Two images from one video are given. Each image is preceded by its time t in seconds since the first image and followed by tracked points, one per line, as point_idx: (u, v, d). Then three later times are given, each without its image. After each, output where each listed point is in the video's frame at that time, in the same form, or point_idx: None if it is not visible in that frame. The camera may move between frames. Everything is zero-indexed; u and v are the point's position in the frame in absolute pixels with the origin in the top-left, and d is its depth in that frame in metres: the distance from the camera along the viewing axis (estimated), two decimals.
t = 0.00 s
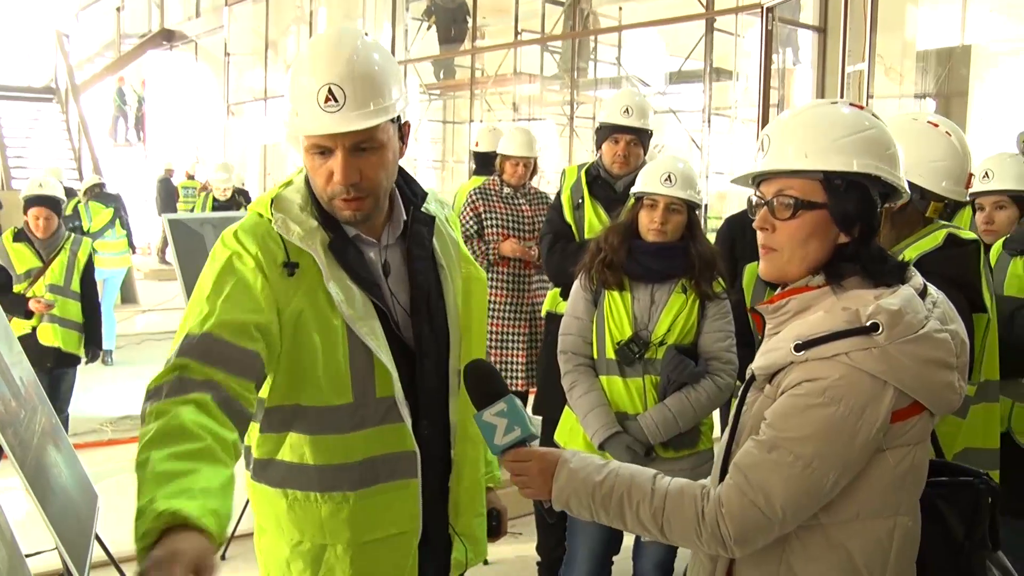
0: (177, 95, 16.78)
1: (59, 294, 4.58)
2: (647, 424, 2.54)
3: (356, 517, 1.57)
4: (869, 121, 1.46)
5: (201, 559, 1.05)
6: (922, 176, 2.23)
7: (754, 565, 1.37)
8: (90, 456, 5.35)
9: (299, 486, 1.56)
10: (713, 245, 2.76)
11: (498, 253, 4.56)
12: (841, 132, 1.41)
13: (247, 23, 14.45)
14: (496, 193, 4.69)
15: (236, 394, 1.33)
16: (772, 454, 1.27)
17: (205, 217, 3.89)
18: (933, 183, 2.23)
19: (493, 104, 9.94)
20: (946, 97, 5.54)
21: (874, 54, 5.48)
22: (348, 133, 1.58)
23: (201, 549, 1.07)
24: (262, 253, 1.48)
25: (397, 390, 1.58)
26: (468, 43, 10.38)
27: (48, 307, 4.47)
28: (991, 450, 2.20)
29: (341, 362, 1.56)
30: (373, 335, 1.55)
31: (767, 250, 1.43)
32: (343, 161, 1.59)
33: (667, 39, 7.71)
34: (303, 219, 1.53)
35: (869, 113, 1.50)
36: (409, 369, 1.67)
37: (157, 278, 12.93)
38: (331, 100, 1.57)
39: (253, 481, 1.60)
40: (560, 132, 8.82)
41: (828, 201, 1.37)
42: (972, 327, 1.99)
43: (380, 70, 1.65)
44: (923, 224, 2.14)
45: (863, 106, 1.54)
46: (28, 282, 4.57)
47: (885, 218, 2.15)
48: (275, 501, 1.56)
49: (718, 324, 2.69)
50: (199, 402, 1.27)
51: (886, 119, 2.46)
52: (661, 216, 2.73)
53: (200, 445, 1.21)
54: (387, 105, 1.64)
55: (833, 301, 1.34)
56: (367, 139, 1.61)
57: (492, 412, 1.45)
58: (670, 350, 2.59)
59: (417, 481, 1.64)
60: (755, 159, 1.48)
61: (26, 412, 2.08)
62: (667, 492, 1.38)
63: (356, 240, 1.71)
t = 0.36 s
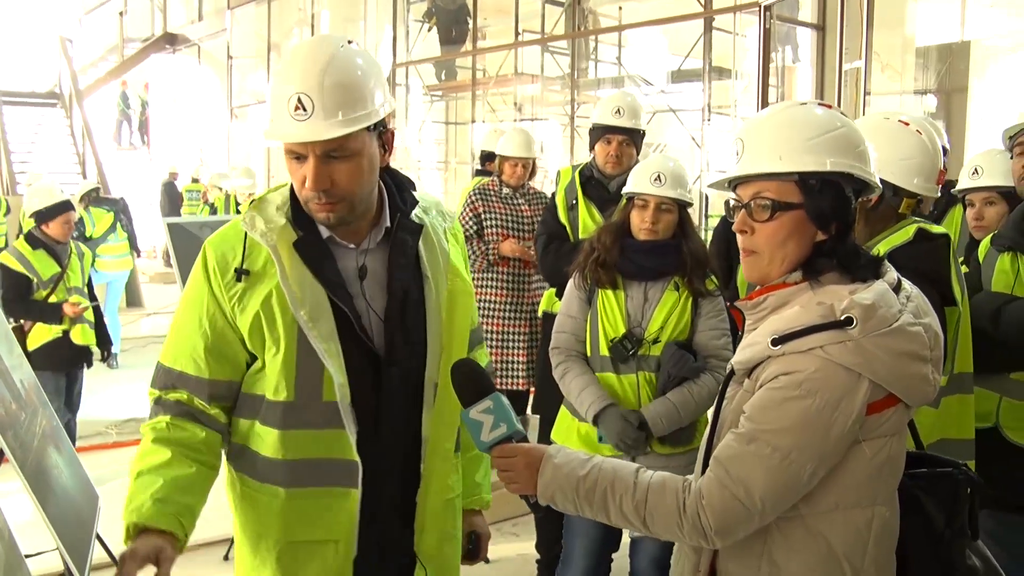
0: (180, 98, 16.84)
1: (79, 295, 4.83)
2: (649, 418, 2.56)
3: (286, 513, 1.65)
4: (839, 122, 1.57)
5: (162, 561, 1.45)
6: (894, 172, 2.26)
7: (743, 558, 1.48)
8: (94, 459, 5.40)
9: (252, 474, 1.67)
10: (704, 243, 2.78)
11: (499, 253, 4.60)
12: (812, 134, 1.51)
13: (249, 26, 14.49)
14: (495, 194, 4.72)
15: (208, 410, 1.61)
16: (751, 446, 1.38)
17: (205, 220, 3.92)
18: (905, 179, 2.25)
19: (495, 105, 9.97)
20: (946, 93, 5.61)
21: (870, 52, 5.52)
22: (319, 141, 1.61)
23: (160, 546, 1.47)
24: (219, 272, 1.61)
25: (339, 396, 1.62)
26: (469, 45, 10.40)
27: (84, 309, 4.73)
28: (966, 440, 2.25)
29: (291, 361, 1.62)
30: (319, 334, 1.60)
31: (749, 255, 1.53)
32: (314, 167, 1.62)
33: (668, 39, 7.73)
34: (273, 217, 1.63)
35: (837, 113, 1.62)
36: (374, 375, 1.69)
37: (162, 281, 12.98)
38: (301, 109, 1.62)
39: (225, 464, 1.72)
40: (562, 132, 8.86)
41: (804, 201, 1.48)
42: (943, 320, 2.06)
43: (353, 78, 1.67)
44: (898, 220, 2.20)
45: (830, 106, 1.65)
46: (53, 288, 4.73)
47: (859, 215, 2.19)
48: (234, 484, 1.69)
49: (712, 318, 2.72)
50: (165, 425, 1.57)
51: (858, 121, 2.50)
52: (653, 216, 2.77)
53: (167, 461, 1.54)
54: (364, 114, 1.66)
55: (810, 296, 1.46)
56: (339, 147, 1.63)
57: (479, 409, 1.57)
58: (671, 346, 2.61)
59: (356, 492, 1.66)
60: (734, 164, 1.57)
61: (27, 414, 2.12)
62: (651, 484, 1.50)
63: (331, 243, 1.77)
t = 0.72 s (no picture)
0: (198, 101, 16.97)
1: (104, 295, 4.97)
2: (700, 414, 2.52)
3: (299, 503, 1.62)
4: (842, 121, 1.63)
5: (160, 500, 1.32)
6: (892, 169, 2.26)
7: (748, 552, 1.52)
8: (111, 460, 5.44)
9: (260, 467, 1.66)
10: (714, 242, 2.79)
11: (513, 254, 4.61)
12: (815, 133, 1.58)
13: (266, 30, 14.58)
14: (510, 194, 4.74)
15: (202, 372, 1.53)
16: (755, 442, 1.42)
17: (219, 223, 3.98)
18: (903, 176, 2.26)
19: (511, 106, 9.99)
20: (964, 93, 5.67)
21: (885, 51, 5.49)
22: (331, 139, 1.63)
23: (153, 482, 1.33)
24: (239, 242, 1.62)
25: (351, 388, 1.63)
26: (484, 46, 10.42)
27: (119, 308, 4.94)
28: (973, 435, 2.26)
29: (305, 341, 1.63)
30: (331, 327, 1.60)
31: (754, 251, 1.59)
32: (326, 164, 1.65)
33: (682, 40, 7.73)
34: (286, 212, 1.66)
35: (840, 113, 1.68)
36: (378, 369, 1.71)
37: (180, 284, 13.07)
38: (315, 107, 1.63)
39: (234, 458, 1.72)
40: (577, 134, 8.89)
41: (805, 199, 1.54)
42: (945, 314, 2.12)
43: (366, 79, 1.69)
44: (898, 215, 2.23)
45: (833, 106, 1.72)
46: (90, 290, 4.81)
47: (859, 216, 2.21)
48: (242, 477, 1.68)
49: (727, 318, 2.69)
50: (158, 374, 1.47)
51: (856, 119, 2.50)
52: (659, 217, 2.78)
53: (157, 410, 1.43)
54: (376, 114, 1.68)
55: (813, 293, 1.52)
56: (350, 146, 1.65)
57: (488, 408, 1.59)
58: (706, 346, 2.57)
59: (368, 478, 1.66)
60: (738, 160, 1.64)
61: (45, 413, 2.15)
62: (656, 481, 1.54)
63: (341, 239, 1.78)
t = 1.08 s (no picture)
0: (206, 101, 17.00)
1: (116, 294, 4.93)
2: (694, 390, 2.53)
3: (348, 509, 1.62)
4: (855, 124, 1.63)
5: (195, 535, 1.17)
6: (896, 171, 2.25)
7: (759, 553, 1.52)
8: (117, 459, 5.46)
9: (298, 476, 1.62)
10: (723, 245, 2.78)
11: (520, 255, 4.62)
12: (829, 135, 1.58)
13: (274, 31, 14.62)
14: (518, 197, 4.74)
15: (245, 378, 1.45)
16: (766, 443, 1.42)
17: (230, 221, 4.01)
18: (907, 177, 2.25)
19: (518, 108, 9.99)
20: (972, 99, 5.64)
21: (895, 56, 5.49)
22: (376, 140, 1.64)
23: (198, 524, 1.18)
24: (275, 244, 1.57)
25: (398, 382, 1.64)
26: (492, 49, 10.43)
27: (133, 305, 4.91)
28: (983, 438, 2.26)
29: (345, 357, 1.63)
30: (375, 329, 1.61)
31: (765, 251, 1.59)
32: (366, 165, 1.64)
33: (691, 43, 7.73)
34: (316, 214, 1.61)
35: (854, 116, 1.68)
36: (409, 367, 1.72)
37: (186, 284, 13.09)
38: (365, 107, 1.64)
39: (255, 469, 1.66)
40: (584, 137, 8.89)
41: (817, 202, 1.54)
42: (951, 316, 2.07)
43: (408, 86, 1.71)
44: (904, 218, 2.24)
45: (847, 109, 1.72)
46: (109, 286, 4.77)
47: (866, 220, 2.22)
48: (274, 487, 1.63)
49: (735, 320, 2.72)
50: (199, 380, 1.37)
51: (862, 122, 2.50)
52: (669, 219, 2.77)
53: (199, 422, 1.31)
54: (417, 118, 1.70)
55: (824, 296, 1.51)
56: (393, 149, 1.66)
57: (496, 409, 1.59)
58: (694, 336, 2.62)
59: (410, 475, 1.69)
60: (751, 162, 1.64)
61: (55, 410, 2.16)
62: (666, 482, 1.54)
63: (366, 240, 1.77)
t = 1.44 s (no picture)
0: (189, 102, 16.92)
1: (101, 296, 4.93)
2: (689, 392, 2.55)
3: (313, 501, 1.64)
4: (850, 125, 1.64)
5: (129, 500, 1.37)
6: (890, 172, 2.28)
7: (757, 552, 1.53)
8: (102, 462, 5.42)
9: (273, 465, 1.66)
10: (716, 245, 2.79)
11: (509, 258, 4.63)
12: (825, 137, 1.59)
13: (259, 32, 14.58)
14: (507, 199, 4.73)
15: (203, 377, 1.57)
16: (765, 444, 1.43)
17: (221, 223, 4.02)
18: (902, 178, 2.28)
19: (504, 111, 10.00)
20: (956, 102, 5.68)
21: (881, 59, 5.55)
22: (372, 143, 1.64)
23: (136, 483, 1.39)
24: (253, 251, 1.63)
25: (365, 393, 1.64)
26: (478, 51, 10.42)
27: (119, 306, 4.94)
28: (979, 437, 2.27)
29: (319, 358, 1.65)
30: (345, 328, 1.62)
31: (761, 253, 1.59)
32: (363, 166, 1.65)
33: (676, 46, 7.76)
34: (306, 214, 1.67)
35: (849, 117, 1.69)
36: (395, 374, 1.72)
37: (171, 286, 13.02)
38: (362, 110, 1.65)
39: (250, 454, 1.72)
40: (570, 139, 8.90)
41: (814, 203, 1.54)
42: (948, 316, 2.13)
43: (412, 89, 1.71)
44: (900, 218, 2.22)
45: (842, 110, 1.73)
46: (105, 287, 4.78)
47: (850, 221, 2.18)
48: (259, 473, 1.69)
49: (730, 321, 2.74)
50: (162, 376, 1.53)
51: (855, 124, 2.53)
52: (662, 220, 2.78)
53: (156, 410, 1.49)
54: (418, 123, 1.70)
55: (822, 297, 1.52)
56: (390, 153, 1.66)
57: (496, 411, 1.58)
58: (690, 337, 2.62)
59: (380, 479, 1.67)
60: (747, 164, 1.64)
61: (49, 413, 2.14)
62: (665, 483, 1.54)
63: (360, 242, 1.80)
